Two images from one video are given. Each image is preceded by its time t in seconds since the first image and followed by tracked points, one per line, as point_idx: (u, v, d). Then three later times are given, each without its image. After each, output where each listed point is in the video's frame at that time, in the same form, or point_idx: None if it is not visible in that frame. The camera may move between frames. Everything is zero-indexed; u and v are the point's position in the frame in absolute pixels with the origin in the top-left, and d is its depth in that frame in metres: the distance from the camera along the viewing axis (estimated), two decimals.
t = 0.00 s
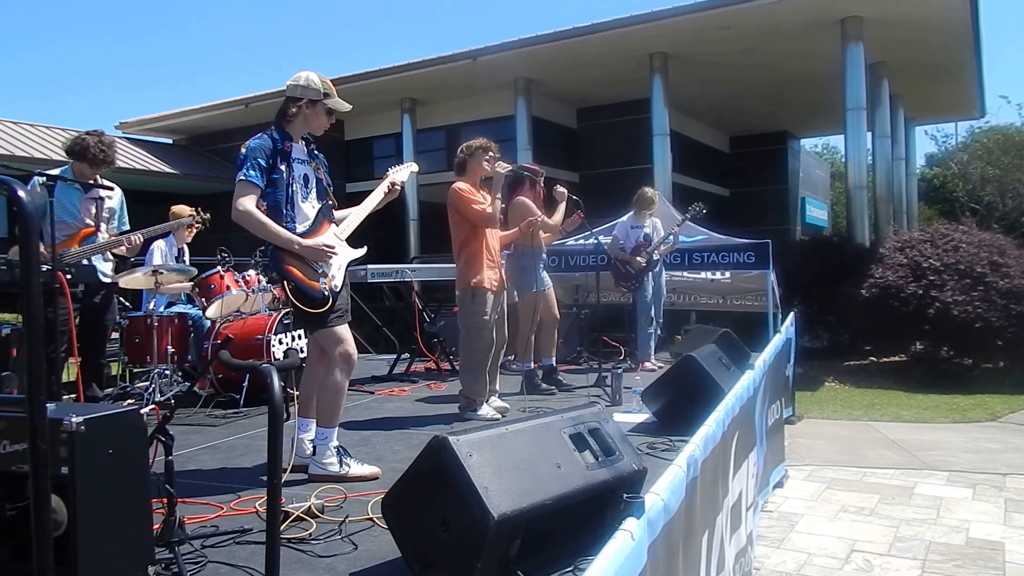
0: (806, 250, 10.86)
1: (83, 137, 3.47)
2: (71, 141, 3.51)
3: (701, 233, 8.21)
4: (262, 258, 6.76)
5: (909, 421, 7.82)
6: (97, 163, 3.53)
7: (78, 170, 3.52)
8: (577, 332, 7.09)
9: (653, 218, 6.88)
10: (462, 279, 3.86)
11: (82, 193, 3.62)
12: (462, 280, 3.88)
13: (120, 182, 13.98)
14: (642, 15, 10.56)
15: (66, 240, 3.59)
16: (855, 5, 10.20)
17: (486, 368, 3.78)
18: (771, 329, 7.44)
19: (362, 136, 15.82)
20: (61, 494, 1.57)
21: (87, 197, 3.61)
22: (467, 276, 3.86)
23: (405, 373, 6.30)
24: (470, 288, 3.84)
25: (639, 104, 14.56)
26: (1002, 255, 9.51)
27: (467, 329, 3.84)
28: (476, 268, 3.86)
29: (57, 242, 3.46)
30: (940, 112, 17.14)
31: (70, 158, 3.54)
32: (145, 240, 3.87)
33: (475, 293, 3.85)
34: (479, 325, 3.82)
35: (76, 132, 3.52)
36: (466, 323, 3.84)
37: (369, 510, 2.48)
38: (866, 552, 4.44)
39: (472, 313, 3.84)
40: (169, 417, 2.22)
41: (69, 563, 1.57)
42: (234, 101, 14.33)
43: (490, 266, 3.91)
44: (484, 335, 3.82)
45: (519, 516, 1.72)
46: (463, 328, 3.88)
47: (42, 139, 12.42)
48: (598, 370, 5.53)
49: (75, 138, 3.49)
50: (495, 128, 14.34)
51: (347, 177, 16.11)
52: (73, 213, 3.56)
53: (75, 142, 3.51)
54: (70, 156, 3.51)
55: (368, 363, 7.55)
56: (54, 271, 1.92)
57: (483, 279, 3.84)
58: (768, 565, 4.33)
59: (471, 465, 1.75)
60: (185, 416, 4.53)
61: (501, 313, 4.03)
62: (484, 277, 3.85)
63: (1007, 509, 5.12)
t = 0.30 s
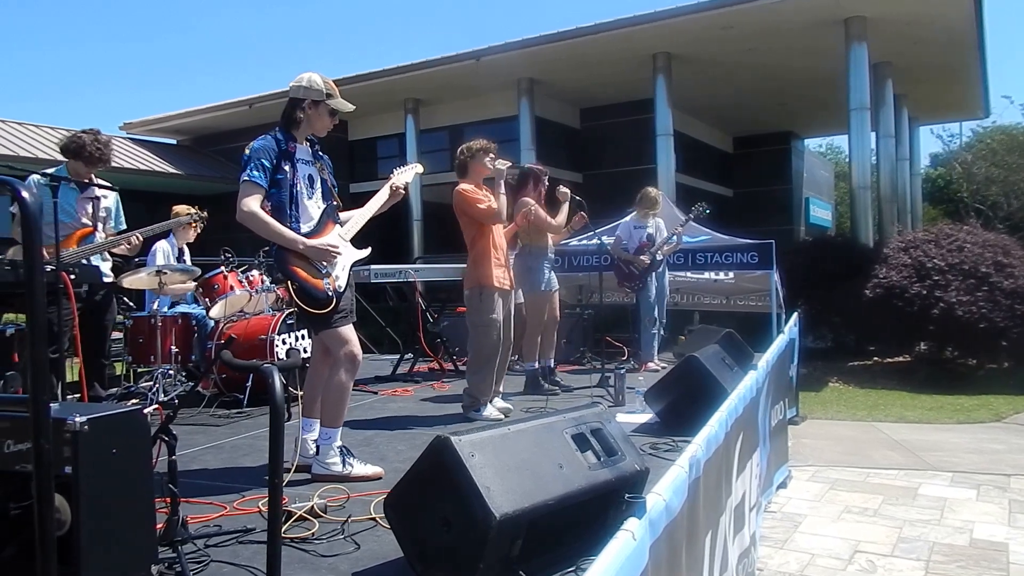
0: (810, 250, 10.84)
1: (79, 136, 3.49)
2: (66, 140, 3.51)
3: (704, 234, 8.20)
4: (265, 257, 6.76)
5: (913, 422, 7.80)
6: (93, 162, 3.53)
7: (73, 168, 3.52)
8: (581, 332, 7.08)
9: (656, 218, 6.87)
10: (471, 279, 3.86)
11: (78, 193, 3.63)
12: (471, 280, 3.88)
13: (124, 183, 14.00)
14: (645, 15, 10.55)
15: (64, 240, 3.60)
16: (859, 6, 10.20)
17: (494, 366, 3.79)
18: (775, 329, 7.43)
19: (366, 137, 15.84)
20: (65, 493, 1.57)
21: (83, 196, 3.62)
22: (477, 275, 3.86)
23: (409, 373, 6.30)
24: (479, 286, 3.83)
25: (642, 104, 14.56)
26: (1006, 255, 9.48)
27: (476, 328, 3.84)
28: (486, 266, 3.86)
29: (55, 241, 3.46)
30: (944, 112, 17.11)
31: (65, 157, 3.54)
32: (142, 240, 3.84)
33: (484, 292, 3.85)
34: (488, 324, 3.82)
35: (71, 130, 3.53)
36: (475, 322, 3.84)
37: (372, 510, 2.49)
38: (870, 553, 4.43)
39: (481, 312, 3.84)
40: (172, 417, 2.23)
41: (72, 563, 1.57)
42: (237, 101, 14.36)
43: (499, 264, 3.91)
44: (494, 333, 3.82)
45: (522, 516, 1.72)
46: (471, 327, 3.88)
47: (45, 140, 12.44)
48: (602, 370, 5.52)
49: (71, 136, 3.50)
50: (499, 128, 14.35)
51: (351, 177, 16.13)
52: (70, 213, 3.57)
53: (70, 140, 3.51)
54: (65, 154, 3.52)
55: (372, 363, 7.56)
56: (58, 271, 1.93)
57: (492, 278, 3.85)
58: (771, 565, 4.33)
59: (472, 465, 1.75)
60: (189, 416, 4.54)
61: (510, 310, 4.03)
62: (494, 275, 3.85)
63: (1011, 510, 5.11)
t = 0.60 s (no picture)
0: (814, 250, 10.83)
1: (76, 135, 3.50)
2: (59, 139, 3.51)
3: (708, 233, 8.19)
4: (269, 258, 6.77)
5: (917, 421, 7.79)
6: (88, 161, 3.55)
7: (65, 167, 3.51)
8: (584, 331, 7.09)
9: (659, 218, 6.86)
10: (474, 280, 3.87)
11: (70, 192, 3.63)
12: (475, 280, 3.89)
13: (128, 183, 14.03)
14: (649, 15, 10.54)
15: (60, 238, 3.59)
16: (863, 6, 10.19)
17: (498, 366, 3.80)
18: (779, 329, 7.42)
19: (369, 137, 15.86)
20: (69, 493, 1.58)
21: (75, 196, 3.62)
22: (481, 275, 3.87)
23: (412, 374, 6.31)
24: (483, 286, 3.84)
25: (646, 104, 14.55)
26: (1011, 254, 9.45)
27: (481, 328, 3.85)
28: (489, 266, 3.87)
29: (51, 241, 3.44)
30: (948, 111, 17.08)
31: (57, 156, 3.53)
32: (137, 236, 3.90)
33: (488, 291, 3.85)
34: (492, 325, 3.83)
35: (65, 129, 3.53)
36: (479, 323, 3.85)
37: (374, 510, 2.49)
38: (874, 553, 4.43)
39: (486, 312, 3.84)
40: (175, 417, 2.23)
41: (76, 563, 1.58)
42: (242, 103, 14.39)
43: (502, 264, 3.91)
44: (498, 334, 3.83)
45: (524, 516, 1.73)
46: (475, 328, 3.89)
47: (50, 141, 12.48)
48: (605, 370, 5.52)
49: (65, 136, 3.50)
50: (503, 128, 14.36)
51: (355, 178, 16.15)
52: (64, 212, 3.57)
53: (64, 139, 3.51)
54: (58, 153, 3.51)
55: (376, 363, 7.57)
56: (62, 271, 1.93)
57: (496, 277, 3.85)
58: (775, 565, 4.32)
59: (474, 465, 1.76)
60: (193, 417, 4.55)
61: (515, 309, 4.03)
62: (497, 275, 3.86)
63: (1016, 510, 5.10)
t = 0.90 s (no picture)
0: (816, 253, 10.82)
1: (74, 135, 3.51)
2: (55, 138, 3.51)
3: (709, 235, 8.19)
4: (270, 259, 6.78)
5: (919, 423, 7.78)
6: (83, 161, 3.56)
7: (60, 167, 3.52)
8: (585, 332, 7.10)
9: (660, 219, 6.87)
10: (473, 281, 3.87)
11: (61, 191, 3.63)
12: (474, 280, 3.89)
13: (131, 184, 14.05)
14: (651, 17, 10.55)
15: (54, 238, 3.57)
16: (865, 8, 10.20)
17: (498, 367, 3.81)
18: (780, 331, 7.42)
19: (371, 138, 15.88)
20: (70, 493, 1.60)
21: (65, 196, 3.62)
22: (479, 275, 3.87)
23: (413, 375, 6.31)
24: (482, 287, 3.85)
25: (648, 106, 14.56)
26: (1013, 256, 9.44)
27: (480, 329, 3.86)
28: (489, 267, 3.87)
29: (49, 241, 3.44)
30: (950, 113, 17.07)
31: (50, 156, 3.53)
32: (129, 237, 3.98)
33: (487, 292, 3.86)
34: (491, 326, 3.83)
35: (60, 130, 3.53)
36: (478, 323, 3.85)
37: (374, 511, 2.49)
38: (874, 555, 4.43)
39: (484, 313, 3.85)
40: (176, 418, 2.24)
41: (77, 563, 1.59)
42: (244, 104, 14.41)
43: (502, 265, 3.92)
44: (497, 334, 3.83)
45: (522, 517, 1.73)
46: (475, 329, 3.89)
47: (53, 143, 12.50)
48: (606, 372, 5.51)
49: (61, 136, 3.50)
50: (506, 129, 14.37)
51: (357, 179, 16.17)
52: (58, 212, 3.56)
53: (59, 139, 3.51)
54: (51, 154, 3.52)
55: (377, 364, 7.58)
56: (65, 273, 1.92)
57: (495, 278, 3.86)
58: (776, 567, 4.32)
59: (473, 467, 1.76)
60: (194, 417, 4.55)
61: (514, 310, 4.04)
62: (497, 275, 3.86)
63: (1017, 512, 5.09)
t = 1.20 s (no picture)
0: (821, 256, 10.80)
1: (77, 136, 3.53)
2: (58, 139, 3.52)
3: (714, 238, 8.18)
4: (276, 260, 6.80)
5: (923, 427, 7.77)
6: (85, 161, 3.58)
7: (60, 167, 3.54)
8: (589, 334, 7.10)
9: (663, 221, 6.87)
10: (470, 281, 3.88)
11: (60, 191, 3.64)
12: (471, 281, 3.90)
13: (136, 185, 14.09)
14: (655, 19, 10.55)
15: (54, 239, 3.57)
16: (870, 10, 10.18)
17: (498, 367, 3.82)
18: (784, 334, 7.41)
19: (376, 140, 15.91)
20: (72, 493, 1.62)
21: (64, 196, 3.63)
22: (476, 275, 3.88)
23: (417, 377, 6.32)
24: (479, 287, 3.86)
25: (652, 108, 14.56)
26: (1018, 260, 9.41)
27: (478, 329, 3.87)
28: (486, 267, 3.88)
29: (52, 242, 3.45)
30: (956, 116, 17.04)
31: (51, 156, 3.54)
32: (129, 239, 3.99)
33: (485, 292, 3.87)
34: (489, 326, 3.85)
35: (63, 130, 3.55)
36: (476, 324, 3.87)
37: (375, 513, 2.50)
38: (877, 559, 4.42)
39: (482, 313, 3.86)
40: (179, 418, 2.25)
41: (79, 562, 1.61)
42: (250, 105, 14.45)
43: (499, 266, 3.93)
44: (495, 335, 3.84)
45: (522, 519, 1.74)
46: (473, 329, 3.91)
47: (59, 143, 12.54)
48: (609, 374, 5.51)
49: (64, 136, 3.52)
50: (511, 131, 14.38)
51: (362, 180, 16.21)
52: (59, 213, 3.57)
53: (61, 139, 3.53)
54: (52, 154, 3.53)
55: (381, 366, 7.59)
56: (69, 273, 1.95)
57: (492, 279, 3.87)
58: (778, 570, 4.32)
59: (473, 468, 1.77)
60: (197, 418, 4.57)
61: (512, 310, 4.05)
62: (494, 276, 3.87)
63: (1021, 517, 5.08)
